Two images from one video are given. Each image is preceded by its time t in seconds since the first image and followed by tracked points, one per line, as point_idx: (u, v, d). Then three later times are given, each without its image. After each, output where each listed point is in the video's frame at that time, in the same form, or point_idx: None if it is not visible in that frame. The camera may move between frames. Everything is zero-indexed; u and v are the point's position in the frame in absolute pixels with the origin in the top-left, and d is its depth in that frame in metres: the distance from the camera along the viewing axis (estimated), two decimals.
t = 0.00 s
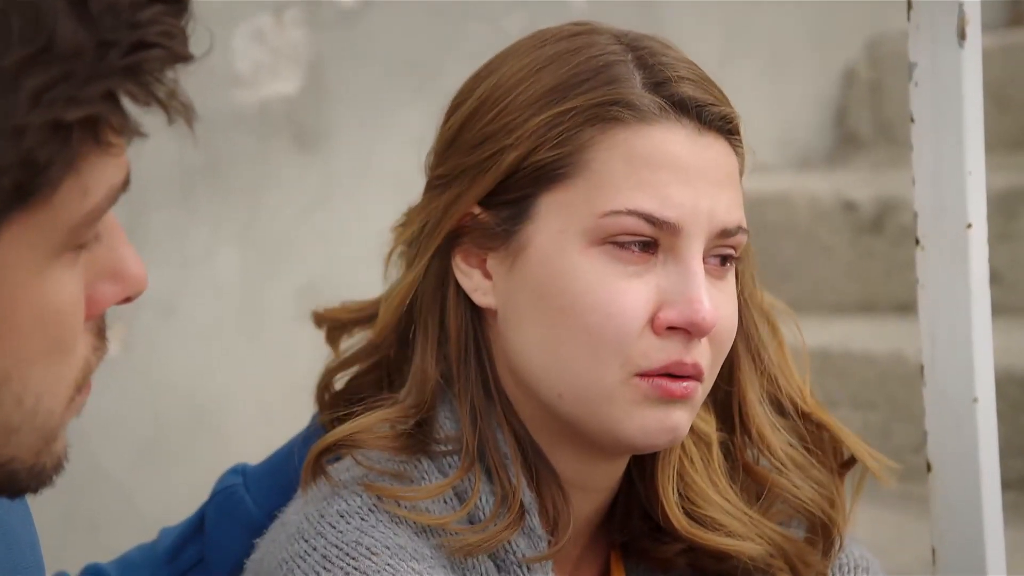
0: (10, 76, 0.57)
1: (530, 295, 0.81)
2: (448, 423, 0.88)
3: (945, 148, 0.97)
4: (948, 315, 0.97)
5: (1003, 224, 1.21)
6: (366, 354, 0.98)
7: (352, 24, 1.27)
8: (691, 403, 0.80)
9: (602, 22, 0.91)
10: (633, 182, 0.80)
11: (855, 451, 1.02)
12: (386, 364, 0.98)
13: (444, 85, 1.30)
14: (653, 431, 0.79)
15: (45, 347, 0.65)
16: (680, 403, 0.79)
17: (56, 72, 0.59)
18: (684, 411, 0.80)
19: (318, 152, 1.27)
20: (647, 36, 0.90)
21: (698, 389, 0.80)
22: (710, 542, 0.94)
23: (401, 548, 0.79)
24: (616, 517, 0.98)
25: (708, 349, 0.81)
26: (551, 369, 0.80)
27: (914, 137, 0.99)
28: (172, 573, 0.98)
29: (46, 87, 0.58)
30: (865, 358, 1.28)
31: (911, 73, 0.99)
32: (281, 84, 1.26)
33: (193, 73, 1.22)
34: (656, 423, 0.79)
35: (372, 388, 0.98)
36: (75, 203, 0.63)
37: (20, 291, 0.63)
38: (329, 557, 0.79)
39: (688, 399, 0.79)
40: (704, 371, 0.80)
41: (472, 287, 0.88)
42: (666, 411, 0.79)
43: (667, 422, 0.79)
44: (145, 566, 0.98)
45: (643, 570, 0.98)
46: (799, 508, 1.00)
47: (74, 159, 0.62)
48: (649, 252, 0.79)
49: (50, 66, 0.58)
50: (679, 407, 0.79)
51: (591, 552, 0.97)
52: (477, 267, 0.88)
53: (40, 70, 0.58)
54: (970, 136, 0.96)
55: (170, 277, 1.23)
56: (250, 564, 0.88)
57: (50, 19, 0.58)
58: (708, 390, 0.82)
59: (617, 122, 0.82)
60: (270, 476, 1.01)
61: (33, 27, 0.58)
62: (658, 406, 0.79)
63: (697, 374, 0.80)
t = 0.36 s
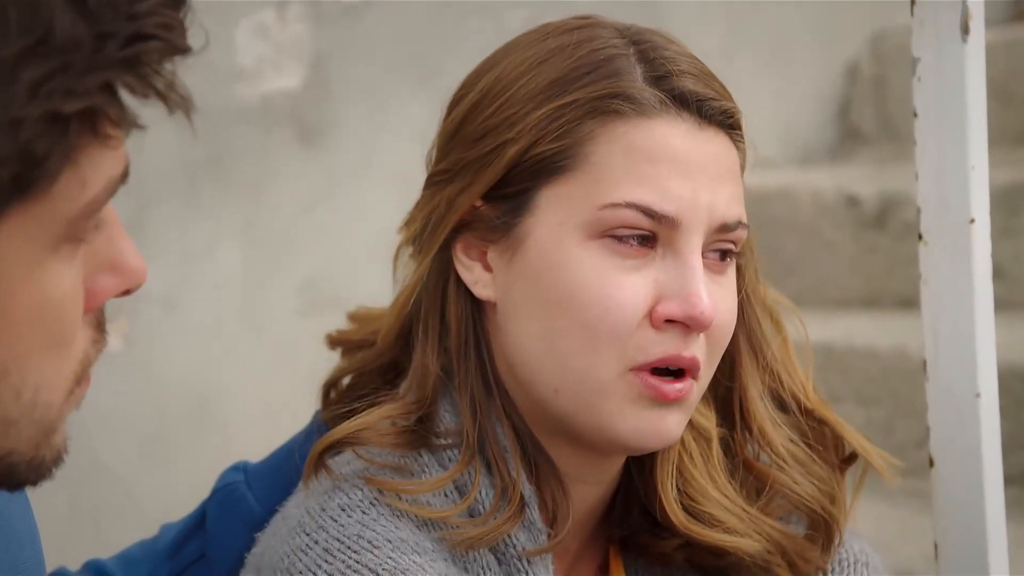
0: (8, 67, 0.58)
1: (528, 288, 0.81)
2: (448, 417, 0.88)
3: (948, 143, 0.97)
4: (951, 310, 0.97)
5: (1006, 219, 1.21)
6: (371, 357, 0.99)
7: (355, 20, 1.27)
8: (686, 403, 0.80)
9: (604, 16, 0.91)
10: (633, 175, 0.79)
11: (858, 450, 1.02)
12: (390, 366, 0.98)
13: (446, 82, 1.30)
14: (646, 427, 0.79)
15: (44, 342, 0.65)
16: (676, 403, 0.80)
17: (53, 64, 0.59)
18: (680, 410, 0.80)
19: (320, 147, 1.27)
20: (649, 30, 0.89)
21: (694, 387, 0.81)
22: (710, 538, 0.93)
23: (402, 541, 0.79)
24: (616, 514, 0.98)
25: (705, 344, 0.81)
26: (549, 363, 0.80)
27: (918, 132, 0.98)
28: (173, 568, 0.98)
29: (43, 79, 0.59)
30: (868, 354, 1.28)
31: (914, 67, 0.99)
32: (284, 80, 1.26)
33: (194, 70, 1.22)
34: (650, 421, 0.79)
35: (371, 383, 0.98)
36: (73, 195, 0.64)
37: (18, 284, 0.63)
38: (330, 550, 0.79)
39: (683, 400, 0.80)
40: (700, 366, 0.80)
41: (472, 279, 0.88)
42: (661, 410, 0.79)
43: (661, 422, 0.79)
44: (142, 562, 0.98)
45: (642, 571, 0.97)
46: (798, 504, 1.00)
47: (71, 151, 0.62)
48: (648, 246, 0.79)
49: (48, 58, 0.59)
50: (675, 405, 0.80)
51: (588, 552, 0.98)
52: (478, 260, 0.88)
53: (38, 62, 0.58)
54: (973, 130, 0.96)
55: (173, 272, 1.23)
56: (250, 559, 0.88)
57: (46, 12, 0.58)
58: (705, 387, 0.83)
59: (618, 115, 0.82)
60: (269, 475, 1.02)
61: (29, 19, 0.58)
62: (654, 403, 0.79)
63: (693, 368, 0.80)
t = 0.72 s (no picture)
0: (10, 63, 0.58)
1: (534, 287, 0.81)
2: (454, 416, 0.88)
3: (952, 142, 0.97)
4: (954, 308, 0.97)
5: (1011, 216, 1.21)
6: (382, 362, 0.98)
7: (359, 18, 1.27)
8: (694, 396, 0.80)
9: (611, 16, 0.91)
10: (639, 175, 0.79)
11: (867, 447, 1.02)
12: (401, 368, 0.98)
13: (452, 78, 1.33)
14: (654, 424, 0.79)
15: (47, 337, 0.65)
16: (683, 397, 0.79)
17: (56, 60, 0.59)
18: (687, 411, 0.80)
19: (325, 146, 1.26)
20: (656, 30, 0.89)
21: (701, 383, 0.80)
22: (714, 538, 0.93)
23: (410, 539, 0.79)
24: (622, 511, 0.98)
25: (711, 344, 0.80)
26: (554, 363, 0.80)
27: (921, 130, 0.99)
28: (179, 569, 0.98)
29: (47, 75, 0.59)
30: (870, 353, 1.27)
31: (919, 66, 0.99)
32: (287, 78, 1.23)
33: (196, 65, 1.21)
34: (660, 416, 0.79)
35: (377, 384, 0.98)
36: (77, 191, 0.64)
37: (21, 280, 0.63)
38: (338, 549, 0.79)
39: (691, 392, 0.79)
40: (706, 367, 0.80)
41: (478, 279, 0.88)
42: (671, 406, 0.79)
43: (672, 414, 0.79)
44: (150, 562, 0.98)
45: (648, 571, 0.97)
46: (803, 504, 1.00)
47: (76, 148, 0.62)
48: (653, 246, 0.79)
49: (52, 54, 0.59)
50: (681, 407, 0.79)
51: (592, 552, 0.97)
52: (483, 260, 0.88)
53: (42, 57, 0.59)
54: (979, 128, 0.96)
55: (177, 269, 1.19)
56: (257, 557, 0.88)
57: (48, 7, 0.59)
58: (710, 387, 0.82)
59: (624, 115, 0.82)
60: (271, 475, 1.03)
61: (31, 15, 0.58)
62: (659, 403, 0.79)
63: (698, 369, 0.80)
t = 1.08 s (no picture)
0: (10, 63, 0.57)
1: (537, 291, 0.81)
2: (458, 420, 0.88)
3: (955, 147, 0.97)
4: (954, 310, 0.97)
5: (1013, 219, 1.21)
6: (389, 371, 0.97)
7: (361, 21, 1.27)
8: (695, 403, 0.79)
9: (616, 20, 0.91)
10: (643, 182, 0.79)
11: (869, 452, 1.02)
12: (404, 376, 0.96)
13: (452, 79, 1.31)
14: (655, 430, 0.79)
15: (49, 336, 0.64)
16: (685, 405, 0.79)
17: (57, 60, 0.59)
18: (689, 414, 0.79)
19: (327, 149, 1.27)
20: (661, 35, 0.89)
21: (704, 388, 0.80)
22: (717, 542, 0.93)
23: (414, 542, 0.79)
24: (625, 515, 0.97)
25: (714, 349, 0.80)
26: (556, 368, 0.80)
27: (925, 134, 0.99)
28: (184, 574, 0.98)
29: (49, 74, 0.59)
30: (873, 356, 1.26)
31: (922, 70, 0.99)
32: (290, 81, 1.25)
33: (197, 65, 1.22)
34: (659, 426, 0.79)
35: (381, 390, 0.97)
36: (79, 189, 0.63)
37: (22, 279, 0.62)
38: (342, 551, 0.79)
39: (693, 400, 0.79)
40: (709, 373, 0.80)
41: (482, 283, 0.87)
42: (670, 413, 0.79)
43: (671, 426, 0.79)
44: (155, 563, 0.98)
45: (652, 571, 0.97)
46: (806, 508, 0.99)
47: (76, 147, 0.62)
48: (657, 251, 0.79)
49: (52, 54, 0.58)
50: (682, 411, 0.79)
51: (594, 557, 0.97)
52: (487, 265, 0.88)
53: (43, 58, 0.58)
54: (983, 132, 0.96)
55: (178, 273, 1.23)
56: (261, 561, 0.87)
57: (48, 6, 0.58)
58: (713, 392, 0.82)
59: (628, 121, 0.82)
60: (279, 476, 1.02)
61: (31, 14, 0.57)
62: (662, 406, 0.79)
63: (703, 374, 0.79)
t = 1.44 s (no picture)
0: (4, 65, 0.57)
1: (529, 295, 0.81)
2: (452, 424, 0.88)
3: (950, 150, 0.97)
4: (948, 313, 0.97)
5: (1009, 222, 1.21)
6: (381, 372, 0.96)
7: (358, 23, 1.27)
8: (686, 410, 0.80)
9: (610, 24, 0.91)
10: (636, 188, 0.79)
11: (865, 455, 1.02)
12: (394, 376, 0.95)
13: (449, 82, 1.30)
14: (645, 435, 0.79)
15: (42, 337, 0.64)
16: (675, 411, 0.79)
17: (49, 63, 0.59)
18: (681, 417, 0.80)
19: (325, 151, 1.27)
20: (655, 39, 0.89)
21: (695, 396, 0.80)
22: (709, 544, 0.93)
23: (407, 545, 0.79)
24: (618, 516, 0.97)
25: (705, 354, 0.80)
26: (547, 373, 0.80)
27: (920, 135, 0.98)
28: None
29: (41, 78, 0.59)
30: (870, 357, 1.28)
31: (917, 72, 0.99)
32: (286, 84, 1.26)
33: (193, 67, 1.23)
34: (649, 430, 0.79)
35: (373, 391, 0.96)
36: (72, 192, 0.63)
37: (16, 282, 0.63)
38: (335, 554, 0.79)
39: (682, 407, 0.79)
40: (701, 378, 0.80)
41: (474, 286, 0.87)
42: (660, 416, 0.79)
43: (662, 429, 0.79)
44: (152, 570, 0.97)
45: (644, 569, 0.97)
46: (800, 510, 1.00)
47: (69, 150, 0.62)
48: (649, 257, 0.79)
49: (44, 58, 0.58)
50: (673, 415, 0.79)
51: (588, 558, 0.96)
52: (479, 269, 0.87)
53: (35, 60, 0.58)
54: (976, 135, 0.96)
55: (174, 276, 1.24)
56: (254, 564, 0.87)
57: (40, 8, 0.58)
58: (705, 397, 0.82)
59: (621, 126, 0.82)
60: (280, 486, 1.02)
61: (24, 16, 0.58)
62: (654, 410, 0.79)
63: (693, 381, 0.79)
